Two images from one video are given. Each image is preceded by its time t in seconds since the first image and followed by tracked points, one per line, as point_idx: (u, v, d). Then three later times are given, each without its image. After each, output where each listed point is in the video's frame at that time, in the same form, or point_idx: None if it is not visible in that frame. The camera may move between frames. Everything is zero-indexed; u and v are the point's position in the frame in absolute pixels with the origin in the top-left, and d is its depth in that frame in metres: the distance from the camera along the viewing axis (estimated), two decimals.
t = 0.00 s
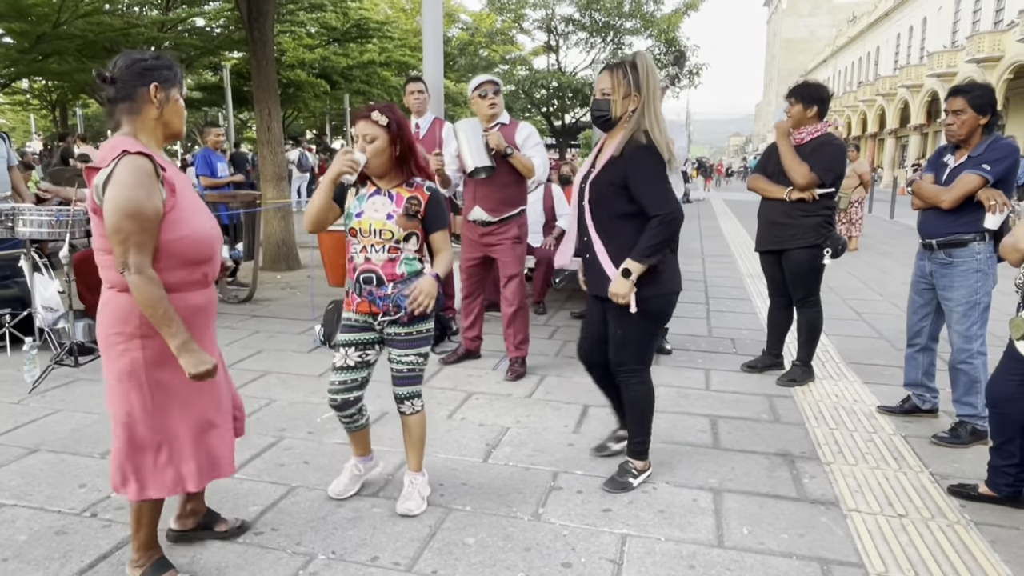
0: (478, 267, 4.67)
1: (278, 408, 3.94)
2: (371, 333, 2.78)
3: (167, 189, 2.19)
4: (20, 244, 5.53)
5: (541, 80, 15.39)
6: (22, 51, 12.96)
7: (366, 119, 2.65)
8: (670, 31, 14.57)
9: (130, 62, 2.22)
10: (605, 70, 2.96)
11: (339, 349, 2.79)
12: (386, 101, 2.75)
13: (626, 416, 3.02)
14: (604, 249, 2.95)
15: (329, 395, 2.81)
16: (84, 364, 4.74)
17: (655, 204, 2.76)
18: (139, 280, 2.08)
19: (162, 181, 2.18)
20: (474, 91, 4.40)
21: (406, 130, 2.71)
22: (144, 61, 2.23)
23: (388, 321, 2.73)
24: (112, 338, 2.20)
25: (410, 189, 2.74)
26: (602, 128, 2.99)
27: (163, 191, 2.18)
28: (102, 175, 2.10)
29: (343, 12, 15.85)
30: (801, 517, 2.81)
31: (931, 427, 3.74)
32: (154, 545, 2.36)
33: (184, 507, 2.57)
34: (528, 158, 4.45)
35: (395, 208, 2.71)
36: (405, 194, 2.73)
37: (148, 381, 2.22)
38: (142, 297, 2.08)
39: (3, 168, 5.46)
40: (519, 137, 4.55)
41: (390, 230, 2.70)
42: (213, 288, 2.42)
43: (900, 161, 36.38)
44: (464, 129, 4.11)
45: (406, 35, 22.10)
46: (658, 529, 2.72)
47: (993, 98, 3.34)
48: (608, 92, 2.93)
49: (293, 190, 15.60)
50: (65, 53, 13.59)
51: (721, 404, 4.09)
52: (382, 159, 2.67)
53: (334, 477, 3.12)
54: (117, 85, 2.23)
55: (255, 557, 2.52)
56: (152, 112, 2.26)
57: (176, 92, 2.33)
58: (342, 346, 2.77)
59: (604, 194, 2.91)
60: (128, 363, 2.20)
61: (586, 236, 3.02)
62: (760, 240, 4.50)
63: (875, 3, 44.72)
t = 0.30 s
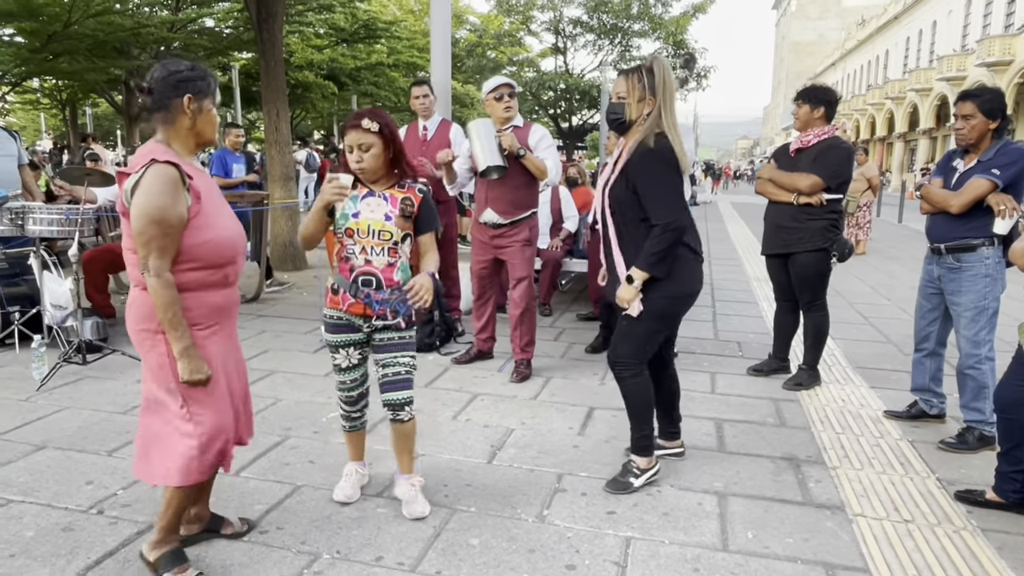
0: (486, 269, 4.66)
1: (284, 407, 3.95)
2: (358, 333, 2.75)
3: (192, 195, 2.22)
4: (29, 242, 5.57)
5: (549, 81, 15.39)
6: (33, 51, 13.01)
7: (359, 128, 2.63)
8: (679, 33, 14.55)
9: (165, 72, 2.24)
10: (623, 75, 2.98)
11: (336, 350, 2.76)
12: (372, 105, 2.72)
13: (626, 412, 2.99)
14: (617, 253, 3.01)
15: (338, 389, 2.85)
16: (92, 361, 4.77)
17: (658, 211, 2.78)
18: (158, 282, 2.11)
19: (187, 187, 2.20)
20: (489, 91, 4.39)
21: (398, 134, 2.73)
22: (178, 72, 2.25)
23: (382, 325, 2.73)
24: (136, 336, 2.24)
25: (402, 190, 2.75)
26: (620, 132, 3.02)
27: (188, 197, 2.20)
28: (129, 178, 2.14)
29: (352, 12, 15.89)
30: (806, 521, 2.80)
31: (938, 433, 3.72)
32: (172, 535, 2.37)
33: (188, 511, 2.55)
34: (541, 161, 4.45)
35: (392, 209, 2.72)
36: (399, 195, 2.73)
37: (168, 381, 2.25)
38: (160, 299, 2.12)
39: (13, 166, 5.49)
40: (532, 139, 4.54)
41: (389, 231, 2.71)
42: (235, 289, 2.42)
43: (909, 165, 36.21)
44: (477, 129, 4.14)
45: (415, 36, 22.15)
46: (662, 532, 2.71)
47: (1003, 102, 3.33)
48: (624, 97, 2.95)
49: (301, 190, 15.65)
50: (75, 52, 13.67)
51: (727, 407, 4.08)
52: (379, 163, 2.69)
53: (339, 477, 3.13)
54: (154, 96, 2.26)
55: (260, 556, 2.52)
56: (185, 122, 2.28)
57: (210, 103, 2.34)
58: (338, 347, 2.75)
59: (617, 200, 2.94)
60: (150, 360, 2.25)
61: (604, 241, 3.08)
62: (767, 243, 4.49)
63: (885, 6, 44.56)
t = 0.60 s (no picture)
0: (487, 270, 4.67)
1: (290, 410, 3.96)
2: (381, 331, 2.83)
3: (214, 193, 2.24)
4: (38, 244, 5.61)
5: (556, 85, 15.40)
6: (44, 53, 13.15)
7: (370, 120, 2.70)
8: (686, 37, 14.55)
9: (191, 75, 2.27)
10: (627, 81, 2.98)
11: (355, 351, 2.81)
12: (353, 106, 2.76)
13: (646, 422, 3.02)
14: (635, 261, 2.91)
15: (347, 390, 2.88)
16: (99, 363, 4.79)
17: (687, 212, 2.77)
18: (175, 275, 2.12)
19: (209, 184, 2.23)
20: (489, 96, 4.42)
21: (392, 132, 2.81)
22: (203, 76, 2.28)
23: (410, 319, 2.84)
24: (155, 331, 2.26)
25: (399, 184, 2.86)
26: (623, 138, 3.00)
27: (210, 193, 2.23)
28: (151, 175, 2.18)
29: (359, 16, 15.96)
30: (812, 528, 2.79)
31: (945, 440, 3.70)
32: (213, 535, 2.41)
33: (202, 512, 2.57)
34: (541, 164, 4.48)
35: (402, 204, 2.81)
36: (399, 189, 2.84)
37: (185, 374, 2.26)
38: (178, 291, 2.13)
39: (23, 169, 5.53)
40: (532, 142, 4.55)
41: (408, 227, 2.81)
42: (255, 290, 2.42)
43: (917, 169, 36.04)
44: (479, 132, 4.22)
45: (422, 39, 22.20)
46: (667, 537, 2.70)
47: (1010, 108, 3.31)
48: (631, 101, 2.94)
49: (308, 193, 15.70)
50: (85, 55, 13.77)
51: (732, 412, 4.07)
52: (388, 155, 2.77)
53: (344, 480, 3.13)
54: (179, 101, 2.28)
55: (265, 558, 2.53)
56: (209, 126, 2.30)
57: (232, 106, 2.36)
58: (358, 348, 2.80)
59: (634, 206, 2.89)
60: (169, 354, 2.26)
61: (614, 251, 2.97)
62: (773, 249, 4.47)
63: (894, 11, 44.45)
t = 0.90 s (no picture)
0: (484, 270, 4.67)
1: (294, 412, 3.97)
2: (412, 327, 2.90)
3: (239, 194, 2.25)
4: (44, 245, 5.65)
5: (561, 86, 15.41)
6: (52, 55, 13.24)
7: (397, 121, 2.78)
8: (691, 38, 14.55)
9: (218, 78, 2.28)
10: (630, 74, 2.86)
11: (379, 351, 2.87)
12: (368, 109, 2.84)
13: (651, 422, 3.01)
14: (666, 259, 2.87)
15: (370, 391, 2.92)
16: (104, 364, 4.81)
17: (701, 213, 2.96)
18: (204, 274, 2.11)
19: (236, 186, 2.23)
20: (483, 100, 4.42)
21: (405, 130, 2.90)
22: (229, 80, 2.29)
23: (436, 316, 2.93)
24: (173, 331, 2.23)
25: (419, 183, 2.92)
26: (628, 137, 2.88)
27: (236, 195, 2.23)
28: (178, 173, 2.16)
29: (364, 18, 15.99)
30: (816, 532, 2.77)
31: (951, 444, 3.68)
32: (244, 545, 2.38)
33: (198, 514, 2.59)
34: (534, 165, 4.48)
35: (424, 202, 2.89)
36: (420, 187, 2.91)
37: (205, 376, 2.25)
38: (205, 290, 2.12)
39: (29, 170, 5.55)
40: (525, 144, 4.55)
41: (433, 223, 2.91)
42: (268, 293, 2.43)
43: (924, 171, 35.87)
44: (473, 136, 4.18)
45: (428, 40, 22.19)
46: (670, 541, 2.69)
47: (1011, 112, 3.29)
48: (643, 98, 2.85)
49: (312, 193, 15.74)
50: (92, 57, 13.85)
51: (737, 415, 4.05)
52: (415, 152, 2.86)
53: (346, 482, 3.13)
54: (203, 104, 2.28)
55: (267, 560, 2.53)
56: (233, 129, 2.30)
57: (253, 110, 2.36)
58: (385, 347, 2.86)
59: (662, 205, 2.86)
60: (188, 355, 2.24)
61: (639, 251, 2.86)
62: (778, 251, 4.45)
63: (901, 11, 44.26)
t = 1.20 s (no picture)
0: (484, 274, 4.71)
1: (298, 416, 3.98)
2: (413, 330, 2.92)
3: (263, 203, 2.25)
4: (50, 249, 5.68)
5: (564, 90, 15.41)
6: (57, 60, 13.30)
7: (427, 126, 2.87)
8: (694, 42, 14.57)
9: (235, 80, 2.29)
10: (624, 81, 2.89)
11: (390, 348, 2.91)
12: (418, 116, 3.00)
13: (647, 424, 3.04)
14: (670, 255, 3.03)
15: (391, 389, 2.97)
16: (109, 368, 4.83)
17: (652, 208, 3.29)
18: (227, 284, 2.10)
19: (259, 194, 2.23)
20: (478, 105, 4.44)
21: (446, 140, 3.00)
22: (245, 81, 2.29)
23: (438, 318, 2.93)
24: (200, 342, 2.23)
25: (444, 193, 2.95)
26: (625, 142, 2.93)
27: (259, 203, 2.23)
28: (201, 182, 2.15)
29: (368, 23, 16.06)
30: (820, 537, 2.76)
31: (956, 448, 3.67)
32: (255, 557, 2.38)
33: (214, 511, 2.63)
34: (530, 169, 4.50)
35: (436, 212, 2.90)
36: (441, 198, 2.93)
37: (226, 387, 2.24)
38: (228, 301, 2.10)
39: (35, 175, 5.59)
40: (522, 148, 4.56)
41: (436, 233, 2.89)
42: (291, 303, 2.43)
43: (928, 174, 35.78)
44: (469, 142, 4.11)
45: (432, 45, 22.24)
46: (674, 546, 2.69)
47: (1012, 117, 3.30)
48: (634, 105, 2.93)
49: (316, 197, 15.79)
50: (98, 62, 13.93)
51: (740, 419, 4.05)
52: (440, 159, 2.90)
53: (350, 486, 3.13)
54: (219, 104, 2.28)
55: (271, 564, 2.53)
56: (251, 131, 2.31)
57: (270, 112, 2.37)
58: (394, 346, 2.90)
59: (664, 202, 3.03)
60: (215, 365, 2.24)
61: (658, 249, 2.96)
62: (782, 255, 4.46)
63: (905, 15, 44.21)
